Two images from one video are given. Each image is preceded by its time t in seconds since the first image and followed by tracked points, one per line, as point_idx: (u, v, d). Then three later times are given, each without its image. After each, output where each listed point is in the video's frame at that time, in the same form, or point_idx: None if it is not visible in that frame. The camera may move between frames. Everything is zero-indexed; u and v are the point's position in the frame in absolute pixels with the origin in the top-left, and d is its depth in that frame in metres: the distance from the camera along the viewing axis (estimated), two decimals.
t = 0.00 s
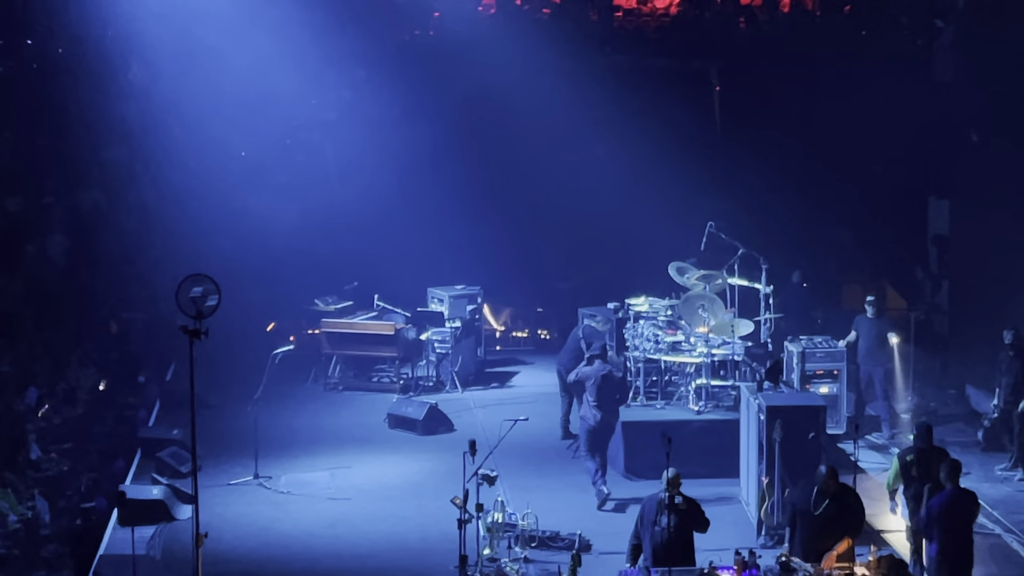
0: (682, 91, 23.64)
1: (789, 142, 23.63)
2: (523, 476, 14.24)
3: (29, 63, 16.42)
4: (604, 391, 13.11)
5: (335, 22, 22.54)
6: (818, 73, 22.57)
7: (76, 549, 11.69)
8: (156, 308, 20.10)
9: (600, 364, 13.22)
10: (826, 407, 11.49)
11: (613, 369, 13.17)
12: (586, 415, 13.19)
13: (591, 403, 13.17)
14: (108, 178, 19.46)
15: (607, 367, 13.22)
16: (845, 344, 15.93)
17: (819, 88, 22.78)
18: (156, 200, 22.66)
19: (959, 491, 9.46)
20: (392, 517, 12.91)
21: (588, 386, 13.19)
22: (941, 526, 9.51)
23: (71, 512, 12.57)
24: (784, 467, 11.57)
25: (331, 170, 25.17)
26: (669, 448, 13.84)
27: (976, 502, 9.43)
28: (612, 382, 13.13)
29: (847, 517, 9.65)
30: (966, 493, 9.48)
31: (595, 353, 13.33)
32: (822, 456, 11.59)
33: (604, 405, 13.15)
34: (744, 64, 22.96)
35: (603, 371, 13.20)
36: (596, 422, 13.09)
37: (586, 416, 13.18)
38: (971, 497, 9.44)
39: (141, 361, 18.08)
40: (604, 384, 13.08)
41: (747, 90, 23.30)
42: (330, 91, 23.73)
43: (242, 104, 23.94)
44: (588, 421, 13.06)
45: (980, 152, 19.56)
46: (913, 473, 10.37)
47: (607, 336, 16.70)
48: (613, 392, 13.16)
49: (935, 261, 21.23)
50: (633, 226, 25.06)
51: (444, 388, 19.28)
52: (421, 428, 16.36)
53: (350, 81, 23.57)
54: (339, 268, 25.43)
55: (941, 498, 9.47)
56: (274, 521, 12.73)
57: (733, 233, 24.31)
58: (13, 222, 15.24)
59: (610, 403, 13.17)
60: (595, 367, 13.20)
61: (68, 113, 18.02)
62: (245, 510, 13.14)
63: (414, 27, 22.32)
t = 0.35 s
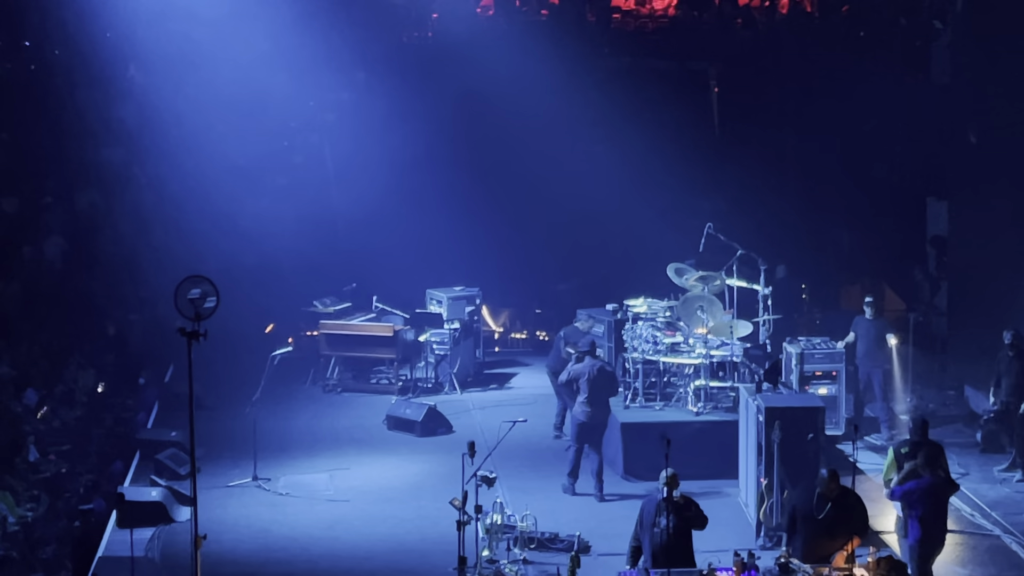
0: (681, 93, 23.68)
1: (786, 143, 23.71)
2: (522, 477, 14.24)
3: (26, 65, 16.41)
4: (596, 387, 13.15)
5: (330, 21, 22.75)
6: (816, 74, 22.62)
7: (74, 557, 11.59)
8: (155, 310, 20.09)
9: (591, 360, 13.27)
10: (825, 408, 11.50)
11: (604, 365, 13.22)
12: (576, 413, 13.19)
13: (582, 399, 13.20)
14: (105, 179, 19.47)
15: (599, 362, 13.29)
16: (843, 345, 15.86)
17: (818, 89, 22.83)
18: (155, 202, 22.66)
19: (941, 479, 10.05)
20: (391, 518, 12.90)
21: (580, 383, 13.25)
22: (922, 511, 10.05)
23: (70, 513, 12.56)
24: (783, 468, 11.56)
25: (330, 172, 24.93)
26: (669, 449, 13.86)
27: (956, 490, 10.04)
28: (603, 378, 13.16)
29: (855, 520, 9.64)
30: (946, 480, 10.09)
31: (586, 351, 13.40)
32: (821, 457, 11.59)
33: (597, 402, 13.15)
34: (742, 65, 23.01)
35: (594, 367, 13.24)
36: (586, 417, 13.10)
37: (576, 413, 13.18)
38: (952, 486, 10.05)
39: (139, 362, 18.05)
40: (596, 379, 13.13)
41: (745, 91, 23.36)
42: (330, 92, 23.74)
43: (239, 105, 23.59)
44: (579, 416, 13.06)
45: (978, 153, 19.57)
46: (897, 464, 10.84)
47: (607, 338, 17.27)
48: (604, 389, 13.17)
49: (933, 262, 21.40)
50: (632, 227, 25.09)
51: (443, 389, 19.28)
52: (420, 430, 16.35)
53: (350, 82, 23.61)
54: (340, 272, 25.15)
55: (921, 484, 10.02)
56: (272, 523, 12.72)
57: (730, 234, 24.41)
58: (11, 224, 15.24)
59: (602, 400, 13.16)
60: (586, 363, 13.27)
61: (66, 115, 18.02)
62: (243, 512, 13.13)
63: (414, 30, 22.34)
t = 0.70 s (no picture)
0: (684, 94, 23.72)
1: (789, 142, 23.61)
2: (524, 478, 14.24)
3: (29, 66, 16.44)
4: (584, 386, 13.66)
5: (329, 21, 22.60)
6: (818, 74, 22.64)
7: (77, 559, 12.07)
8: (156, 311, 20.09)
9: (580, 357, 13.84)
10: (827, 409, 11.52)
11: (592, 364, 13.76)
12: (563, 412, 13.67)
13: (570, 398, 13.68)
14: (107, 180, 19.50)
15: (585, 360, 13.85)
16: (845, 346, 15.76)
17: (820, 90, 22.86)
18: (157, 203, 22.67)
19: (924, 478, 10.22)
20: (393, 519, 12.91)
21: (568, 381, 13.75)
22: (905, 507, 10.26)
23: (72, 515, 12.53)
24: (786, 468, 11.53)
25: (331, 174, 25.00)
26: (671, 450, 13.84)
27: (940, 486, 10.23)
28: (591, 377, 13.69)
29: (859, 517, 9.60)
30: (931, 476, 10.30)
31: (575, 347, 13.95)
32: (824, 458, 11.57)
33: (585, 400, 13.66)
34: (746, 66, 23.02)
35: (581, 365, 13.80)
36: (575, 415, 13.59)
37: (565, 412, 13.68)
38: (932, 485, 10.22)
39: (141, 364, 18.03)
40: (583, 376, 13.67)
41: (748, 91, 23.34)
42: (331, 95, 23.89)
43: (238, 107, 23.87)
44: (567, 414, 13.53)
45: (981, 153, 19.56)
46: (895, 456, 11.05)
47: (609, 338, 17.39)
48: (591, 387, 13.67)
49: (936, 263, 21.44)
50: (634, 228, 25.01)
51: (444, 390, 19.30)
52: (422, 431, 16.35)
53: (351, 83, 23.58)
54: (341, 270, 25.47)
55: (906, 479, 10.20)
56: (274, 524, 12.73)
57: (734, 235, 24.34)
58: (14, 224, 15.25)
59: (590, 399, 13.67)
60: (574, 361, 13.84)
61: (69, 116, 18.06)
62: (246, 512, 13.14)
63: (414, 30, 22.17)
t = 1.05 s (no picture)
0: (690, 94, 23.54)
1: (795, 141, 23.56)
2: (531, 478, 14.25)
3: (36, 67, 16.52)
4: (581, 382, 13.67)
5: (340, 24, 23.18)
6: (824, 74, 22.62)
7: (84, 556, 11.73)
8: (163, 311, 20.12)
9: (576, 352, 13.87)
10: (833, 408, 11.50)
11: (587, 360, 13.73)
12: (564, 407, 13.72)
13: (567, 394, 13.75)
14: (114, 181, 19.56)
15: (581, 355, 13.84)
16: (852, 347, 15.69)
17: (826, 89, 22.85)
18: (163, 203, 22.73)
19: (917, 464, 10.47)
20: (399, 519, 12.92)
21: (565, 376, 13.78)
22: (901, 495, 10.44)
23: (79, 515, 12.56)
24: (792, 468, 11.53)
25: (338, 174, 25.03)
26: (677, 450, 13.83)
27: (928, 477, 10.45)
28: (586, 373, 13.67)
29: (858, 516, 9.62)
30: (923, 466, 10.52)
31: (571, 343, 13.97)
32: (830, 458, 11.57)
33: (582, 395, 13.69)
34: (752, 66, 22.99)
35: (577, 359, 13.80)
36: (572, 412, 13.65)
37: (565, 406, 13.72)
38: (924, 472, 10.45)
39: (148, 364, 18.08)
40: (580, 370, 13.65)
41: (755, 91, 23.26)
42: (339, 93, 24.11)
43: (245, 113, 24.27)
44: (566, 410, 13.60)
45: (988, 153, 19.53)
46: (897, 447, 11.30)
47: (615, 339, 17.41)
48: (588, 381, 13.68)
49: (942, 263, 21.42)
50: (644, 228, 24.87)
51: (451, 391, 19.29)
52: (428, 430, 16.36)
53: (356, 85, 23.98)
54: (348, 275, 25.22)
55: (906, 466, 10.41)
56: (280, 523, 12.75)
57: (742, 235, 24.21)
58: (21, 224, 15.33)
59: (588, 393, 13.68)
60: (570, 356, 13.86)
61: (76, 117, 18.14)
62: (252, 512, 13.16)
63: (421, 31, 22.76)
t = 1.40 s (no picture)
0: (702, 93, 23.46)
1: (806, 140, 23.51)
2: (542, 478, 14.23)
3: (48, 67, 16.56)
4: (587, 377, 14.10)
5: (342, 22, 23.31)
6: (836, 73, 22.57)
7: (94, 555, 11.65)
8: (174, 310, 20.16)
9: (582, 346, 14.29)
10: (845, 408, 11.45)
11: (595, 356, 14.14)
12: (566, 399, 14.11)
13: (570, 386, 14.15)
14: (124, 180, 19.62)
15: (589, 351, 14.26)
16: (863, 346, 15.67)
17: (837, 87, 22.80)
18: (173, 202, 22.78)
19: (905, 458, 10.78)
20: (410, 518, 12.93)
21: (571, 370, 14.21)
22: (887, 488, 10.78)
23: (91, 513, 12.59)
24: (803, 467, 11.51)
25: (347, 170, 25.27)
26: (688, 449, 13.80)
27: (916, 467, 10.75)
28: (593, 368, 14.10)
29: (867, 515, 9.65)
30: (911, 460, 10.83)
31: (577, 337, 14.39)
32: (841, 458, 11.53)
33: (587, 390, 14.06)
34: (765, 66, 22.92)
35: (585, 355, 14.23)
36: (575, 406, 14.02)
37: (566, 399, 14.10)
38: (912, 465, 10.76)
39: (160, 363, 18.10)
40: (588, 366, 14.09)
41: (767, 90, 23.15)
42: (347, 93, 24.35)
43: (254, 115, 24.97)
44: (567, 403, 13.98)
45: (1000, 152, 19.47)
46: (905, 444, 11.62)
47: (626, 338, 17.40)
48: (594, 377, 14.09)
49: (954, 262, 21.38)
50: (653, 225, 24.88)
51: (462, 390, 19.29)
52: (439, 430, 16.36)
53: (368, 83, 24.07)
54: (358, 271, 25.42)
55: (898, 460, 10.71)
56: (291, 523, 12.77)
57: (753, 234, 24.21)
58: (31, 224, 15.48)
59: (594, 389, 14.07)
60: (577, 351, 14.28)
61: (87, 118, 18.21)
62: (263, 511, 13.19)
63: (433, 31, 22.69)
